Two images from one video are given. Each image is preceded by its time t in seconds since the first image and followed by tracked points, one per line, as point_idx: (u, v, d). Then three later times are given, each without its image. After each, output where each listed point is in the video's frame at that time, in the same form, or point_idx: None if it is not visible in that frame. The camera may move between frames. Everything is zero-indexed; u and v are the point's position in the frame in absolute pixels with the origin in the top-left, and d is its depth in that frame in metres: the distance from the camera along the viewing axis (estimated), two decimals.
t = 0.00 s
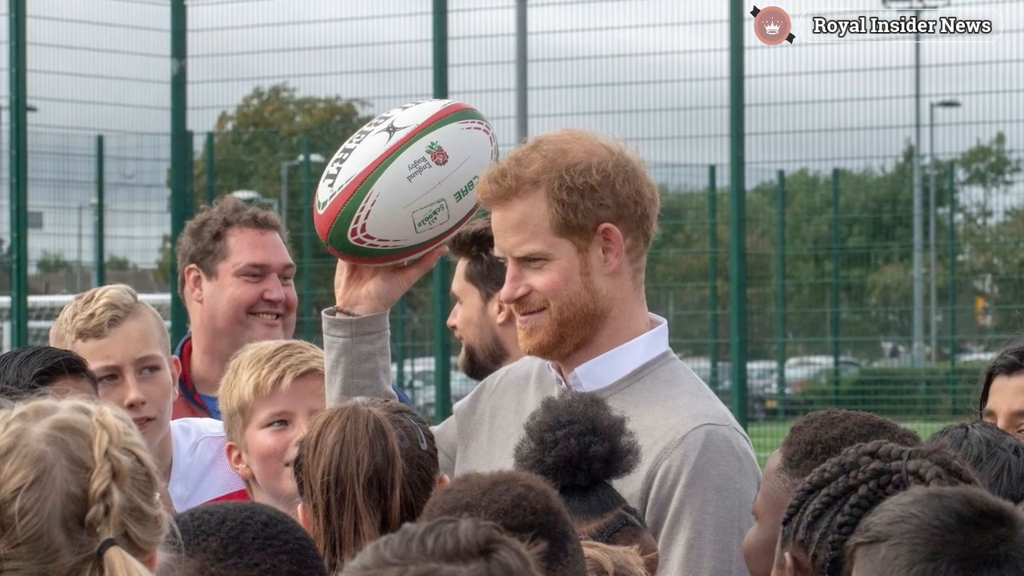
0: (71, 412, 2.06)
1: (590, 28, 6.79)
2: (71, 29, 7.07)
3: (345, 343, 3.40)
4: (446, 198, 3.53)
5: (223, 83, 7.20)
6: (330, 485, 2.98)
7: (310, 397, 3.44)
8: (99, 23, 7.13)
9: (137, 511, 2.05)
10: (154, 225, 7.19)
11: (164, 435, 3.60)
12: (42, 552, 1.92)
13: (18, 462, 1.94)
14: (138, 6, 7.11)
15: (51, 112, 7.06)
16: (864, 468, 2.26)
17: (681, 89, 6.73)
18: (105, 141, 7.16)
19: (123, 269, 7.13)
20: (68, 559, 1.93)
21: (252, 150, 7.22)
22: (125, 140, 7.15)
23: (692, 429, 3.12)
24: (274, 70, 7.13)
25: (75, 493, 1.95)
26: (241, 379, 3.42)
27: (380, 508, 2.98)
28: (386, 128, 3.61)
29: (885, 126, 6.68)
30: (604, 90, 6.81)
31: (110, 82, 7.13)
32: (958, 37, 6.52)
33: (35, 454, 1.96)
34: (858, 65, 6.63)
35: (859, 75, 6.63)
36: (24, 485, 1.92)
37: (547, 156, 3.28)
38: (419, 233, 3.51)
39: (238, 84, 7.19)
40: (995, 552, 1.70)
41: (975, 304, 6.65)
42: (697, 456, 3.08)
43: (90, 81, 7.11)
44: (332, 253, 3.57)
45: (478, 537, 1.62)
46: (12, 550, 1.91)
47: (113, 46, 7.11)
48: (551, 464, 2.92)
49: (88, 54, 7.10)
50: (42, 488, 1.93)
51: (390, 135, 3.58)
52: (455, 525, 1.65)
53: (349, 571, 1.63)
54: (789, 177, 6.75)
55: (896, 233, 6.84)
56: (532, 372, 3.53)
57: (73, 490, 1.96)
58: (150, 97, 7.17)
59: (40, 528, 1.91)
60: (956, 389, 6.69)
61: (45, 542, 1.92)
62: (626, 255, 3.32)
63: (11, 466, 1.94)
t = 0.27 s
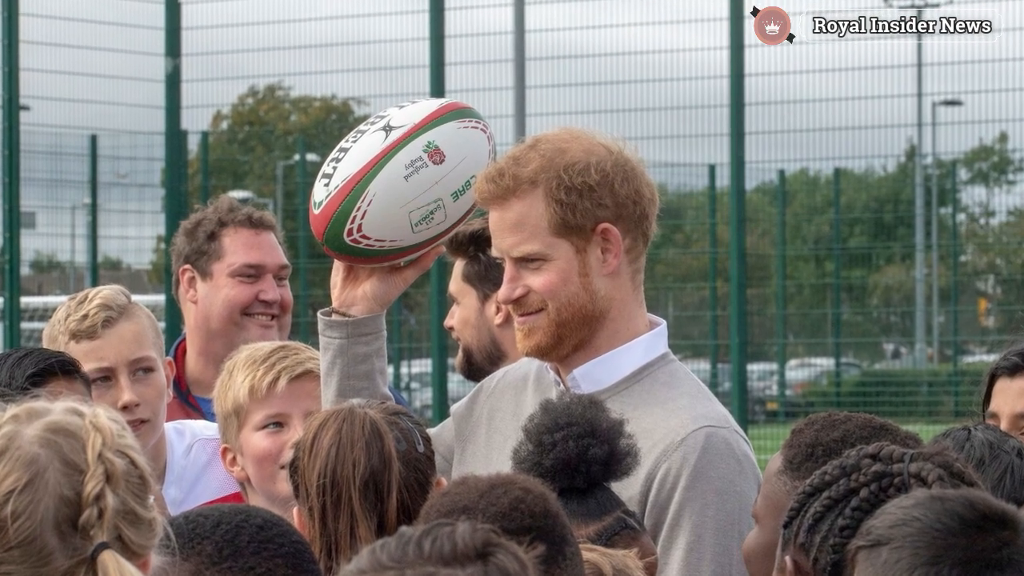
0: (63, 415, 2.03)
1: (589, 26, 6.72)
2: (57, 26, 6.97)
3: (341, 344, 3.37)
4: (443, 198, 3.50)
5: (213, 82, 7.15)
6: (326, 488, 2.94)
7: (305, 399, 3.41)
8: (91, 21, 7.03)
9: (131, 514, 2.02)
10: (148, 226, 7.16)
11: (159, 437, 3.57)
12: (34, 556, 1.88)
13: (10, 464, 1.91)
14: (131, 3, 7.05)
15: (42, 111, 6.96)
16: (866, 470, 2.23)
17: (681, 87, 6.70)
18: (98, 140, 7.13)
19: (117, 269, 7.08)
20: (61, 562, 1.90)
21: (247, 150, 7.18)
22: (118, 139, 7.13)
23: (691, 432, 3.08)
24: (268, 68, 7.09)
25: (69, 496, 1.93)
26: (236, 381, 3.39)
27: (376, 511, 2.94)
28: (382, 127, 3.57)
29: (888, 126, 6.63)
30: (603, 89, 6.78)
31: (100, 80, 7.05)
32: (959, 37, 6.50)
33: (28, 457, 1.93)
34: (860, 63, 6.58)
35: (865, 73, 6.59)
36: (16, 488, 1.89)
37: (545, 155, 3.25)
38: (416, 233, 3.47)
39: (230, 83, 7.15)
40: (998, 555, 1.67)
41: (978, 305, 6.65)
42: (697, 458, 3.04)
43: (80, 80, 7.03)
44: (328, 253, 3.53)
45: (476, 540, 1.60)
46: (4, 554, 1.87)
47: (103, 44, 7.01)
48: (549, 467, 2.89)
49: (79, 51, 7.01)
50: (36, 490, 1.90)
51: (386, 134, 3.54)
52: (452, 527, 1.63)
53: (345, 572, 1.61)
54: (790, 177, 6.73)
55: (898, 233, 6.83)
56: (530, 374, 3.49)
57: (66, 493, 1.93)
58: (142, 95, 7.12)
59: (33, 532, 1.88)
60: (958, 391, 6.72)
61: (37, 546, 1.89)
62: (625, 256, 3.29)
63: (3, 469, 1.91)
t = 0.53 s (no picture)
0: (56, 417, 2.01)
1: (587, 24, 6.67)
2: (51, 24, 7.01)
3: (336, 345, 3.33)
4: (440, 197, 3.46)
5: (209, 80, 7.07)
6: (321, 491, 2.91)
7: (301, 401, 3.38)
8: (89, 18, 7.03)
9: (124, 517, 2.00)
10: (142, 226, 7.05)
11: (153, 439, 3.53)
12: (27, 560, 1.86)
13: (2, 467, 1.89)
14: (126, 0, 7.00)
15: (35, 110, 7.01)
16: (867, 473, 2.20)
17: (680, 86, 6.65)
18: (92, 139, 7.11)
19: (110, 270, 7.06)
20: (54, 566, 1.88)
21: (242, 149, 7.13)
22: (112, 138, 7.07)
23: (690, 434, 3.05)
24: (263, 66, 7.04)
25: (62, 499, 1.90)
26: (231, 383, 3.35)
27: (373, 515, 2.90)
28: (378, 126, 3.53)
29: (889, 125, 6.62)
30: (603, 88, 6.76)
31: (96, 79, 7.04)
32: (959, 37, 6.46)
33: (21, 459, 1.90)
34: (860, 62, 6.56)
35: (864, 72, 6.56)
36: (9, 491, 1.87)
37: (543, 155, 3.21)
38: (413, 233, 3.44)
39: (227, 81, 7.07)
40: (1001, 558, 1.66)
41: (980, 306, 6.63)
42: (697, 461, 3.01)
43: (75, 78, 7.04)
44: (324, 253, 3.50)
45: (474, 543, 1.59)
46: None
47: (99, 43, 7.00)
48: (547, 470, 2.85)
49: (73, 49, 7.02)
50: (28, 493, 1.88)
51: (383, 133, 3.51)
52: (450, 530, 1.62)
53: None
54: (790, 177, 6.69)
55: (899, 234, 6.83)
56: (528, 375, 3.46)
57: (59, 496, 1.90)
58: (136, 95, 7.04)
59: (25, 535, 1.85)
60: (961, 393, 6.68)
61: (30, 549, 1.86)
62: (624, 256, 3.25)
63: None
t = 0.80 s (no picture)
0: (49, 420, 2.00)
1: (586, 22, 6.64)
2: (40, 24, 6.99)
3: (333, 347, 3.30)
4: (437, 197, 3.43)
5: (203, 78, 7.04)
6: (317, 494, 2.87)
7: (297, 403, 3.34)
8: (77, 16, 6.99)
9: (118, 519, 1.98)
10: (135, 226, 7.00)
11: (146, 442, 3.50)
12: (20, 563, 1.85)
13: None
14: None
15: (25, 108, 7.04)
16: (869, 475, 2.16)
17: (679, 85, 6.63)
18: (85, 138, 7.10)
19: (104, 271, 6.99)
20: (47, 570, 1.87)
21: (237, 148, 7.02)
22: (105, 138, 7.07)
23: (690, 437, 3.01)
24: (257, 65, 6.97)
25: (55, 503, 1.89)
26: (226, 385, 3.32)
27: (369, 518, 2.87)
28: (375, 125, 3.50)
29: (891, 124, 6.59)
30: (602, 87, 6.73)
31: (86, 76, 7.01)
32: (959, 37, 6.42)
33: (12, 462, 1.89)
34: (861, 60, 6.54)
35: (864, 71, 6.55)
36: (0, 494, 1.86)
37: (541, 154, 3.17)
38: (409, 234, 3.40)
39: (223, 80, 7.04)
40: (1004, 562, 1.63)
41: (984, 307, 6.57)
42: (696, 463, 2.97)
43: (64, 77, 7.01)
44: (320, 253, 3.46)
45: (471, 547, 1.56)
46: None
47: (90, 42, 6.96)
48: (545, 473, 2.81)
49: (62, 47, 6.99)
50: (21, 497, 1.86)
51: (379, 132, 3.47)
52: (447, 534, 1.59)
53: None
54: (790, 176, 6.66)
55: (901, 234, 6.72)
56: (526, 377, 3.42)
57: (52, 499, 1.89)
58: (131, 94, 7.02)
59: (18, 539, 1.84)
60: (963, 395, 6.61)
61: (23, 553, 1.85)
62: (622, 257, 3.22)
63: None
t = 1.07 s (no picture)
0: (42, 421, 1.94)
1: (586, 20, 6.58)
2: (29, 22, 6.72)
3: (328, 348, 3.27)
4: (433, 197, 3.39)
5: (199, 76, 6.99)
6: (313, 497, 2.84)
7: (292, 405, 3.31)
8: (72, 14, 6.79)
9: (111, 523, 1.92)
10: (129, 226, 6.96)
11: (140, 444, 3.47)
12: (12, 567, 1.80)
13: None
14: None
15: (20, 107, 6.76)
16: (870, 479, 2.13)
17: (679, 83, 6.60)
18: (78, 137, 6.92)
19: (97, 271, 6.92)
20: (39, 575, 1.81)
21: (231, 147, 7.05)
22: (98, 137, 6.92)
23: (689, 439, 2.98)
24: (252, 64, 6.93)
25: (47, 505, 1.84)
26: (221, 386, 3.28)
27: (365, 521, 2.83)
28: (371, 124, 3.46)
29: (893, 122, 6.55)
30: (600, 85, 6.69)
31: (85, 77, 6.82)
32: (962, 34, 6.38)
33: (4, 464, 1.83)
34: (862, 58, 6.52)
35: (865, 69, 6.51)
36: None
37: (539, 153, 3.14)
38: (406, 234, 3.37)
39: (217, 78, 7.00)
40: (1006, 566, 1.59)
41: (986, 308, 6.57)
42: (696, 466, 2.94)
43: (58, 76, 6.79)
44: (315, 254, 3.43)
45: (468, 550, 1.54)
46: None
47: (87, 41, 6.78)
48: (543, 475, 2.78)
49: (59, 46, 6.77)
50: (13, 499, 1.81)
51: (375, 131, 3.44)
52: (444, 537, 1.56)
53: None
54: (791, 176, 6.64)
55: (903, 234, 6.68)
56: (524, 379, 3.38)
57: (45, 502, 1.84)
58: (124, 92, 6.90)
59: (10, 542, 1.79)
60: (966, 397, 6.59)
61: (15, 556, 1.80)
62: (621, 257, 3.18)
63: None
